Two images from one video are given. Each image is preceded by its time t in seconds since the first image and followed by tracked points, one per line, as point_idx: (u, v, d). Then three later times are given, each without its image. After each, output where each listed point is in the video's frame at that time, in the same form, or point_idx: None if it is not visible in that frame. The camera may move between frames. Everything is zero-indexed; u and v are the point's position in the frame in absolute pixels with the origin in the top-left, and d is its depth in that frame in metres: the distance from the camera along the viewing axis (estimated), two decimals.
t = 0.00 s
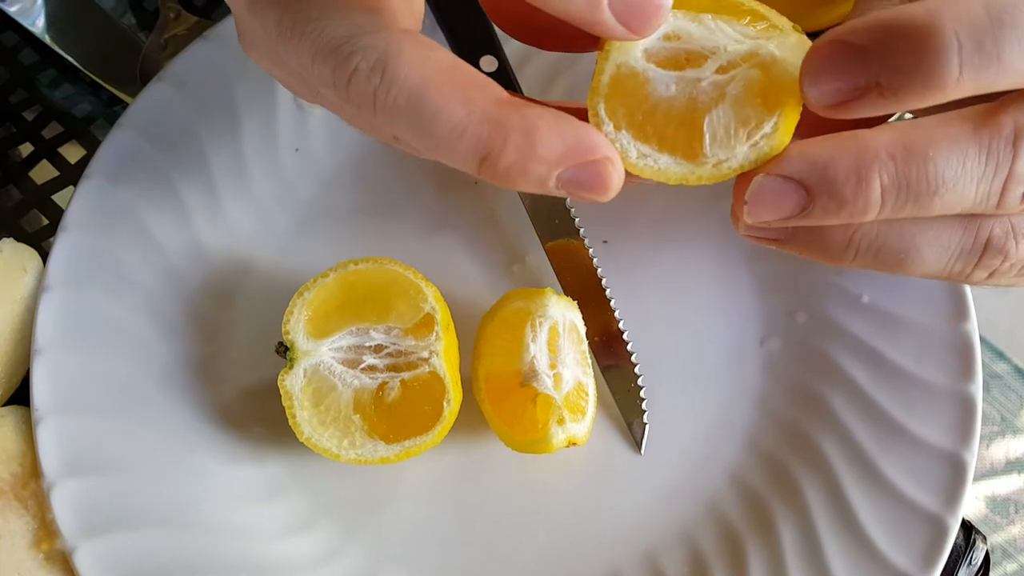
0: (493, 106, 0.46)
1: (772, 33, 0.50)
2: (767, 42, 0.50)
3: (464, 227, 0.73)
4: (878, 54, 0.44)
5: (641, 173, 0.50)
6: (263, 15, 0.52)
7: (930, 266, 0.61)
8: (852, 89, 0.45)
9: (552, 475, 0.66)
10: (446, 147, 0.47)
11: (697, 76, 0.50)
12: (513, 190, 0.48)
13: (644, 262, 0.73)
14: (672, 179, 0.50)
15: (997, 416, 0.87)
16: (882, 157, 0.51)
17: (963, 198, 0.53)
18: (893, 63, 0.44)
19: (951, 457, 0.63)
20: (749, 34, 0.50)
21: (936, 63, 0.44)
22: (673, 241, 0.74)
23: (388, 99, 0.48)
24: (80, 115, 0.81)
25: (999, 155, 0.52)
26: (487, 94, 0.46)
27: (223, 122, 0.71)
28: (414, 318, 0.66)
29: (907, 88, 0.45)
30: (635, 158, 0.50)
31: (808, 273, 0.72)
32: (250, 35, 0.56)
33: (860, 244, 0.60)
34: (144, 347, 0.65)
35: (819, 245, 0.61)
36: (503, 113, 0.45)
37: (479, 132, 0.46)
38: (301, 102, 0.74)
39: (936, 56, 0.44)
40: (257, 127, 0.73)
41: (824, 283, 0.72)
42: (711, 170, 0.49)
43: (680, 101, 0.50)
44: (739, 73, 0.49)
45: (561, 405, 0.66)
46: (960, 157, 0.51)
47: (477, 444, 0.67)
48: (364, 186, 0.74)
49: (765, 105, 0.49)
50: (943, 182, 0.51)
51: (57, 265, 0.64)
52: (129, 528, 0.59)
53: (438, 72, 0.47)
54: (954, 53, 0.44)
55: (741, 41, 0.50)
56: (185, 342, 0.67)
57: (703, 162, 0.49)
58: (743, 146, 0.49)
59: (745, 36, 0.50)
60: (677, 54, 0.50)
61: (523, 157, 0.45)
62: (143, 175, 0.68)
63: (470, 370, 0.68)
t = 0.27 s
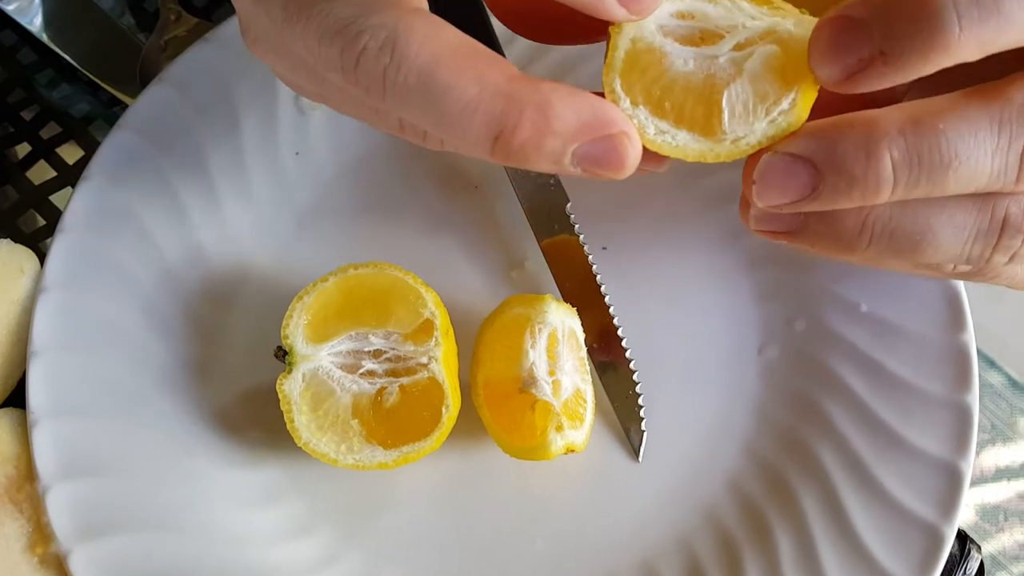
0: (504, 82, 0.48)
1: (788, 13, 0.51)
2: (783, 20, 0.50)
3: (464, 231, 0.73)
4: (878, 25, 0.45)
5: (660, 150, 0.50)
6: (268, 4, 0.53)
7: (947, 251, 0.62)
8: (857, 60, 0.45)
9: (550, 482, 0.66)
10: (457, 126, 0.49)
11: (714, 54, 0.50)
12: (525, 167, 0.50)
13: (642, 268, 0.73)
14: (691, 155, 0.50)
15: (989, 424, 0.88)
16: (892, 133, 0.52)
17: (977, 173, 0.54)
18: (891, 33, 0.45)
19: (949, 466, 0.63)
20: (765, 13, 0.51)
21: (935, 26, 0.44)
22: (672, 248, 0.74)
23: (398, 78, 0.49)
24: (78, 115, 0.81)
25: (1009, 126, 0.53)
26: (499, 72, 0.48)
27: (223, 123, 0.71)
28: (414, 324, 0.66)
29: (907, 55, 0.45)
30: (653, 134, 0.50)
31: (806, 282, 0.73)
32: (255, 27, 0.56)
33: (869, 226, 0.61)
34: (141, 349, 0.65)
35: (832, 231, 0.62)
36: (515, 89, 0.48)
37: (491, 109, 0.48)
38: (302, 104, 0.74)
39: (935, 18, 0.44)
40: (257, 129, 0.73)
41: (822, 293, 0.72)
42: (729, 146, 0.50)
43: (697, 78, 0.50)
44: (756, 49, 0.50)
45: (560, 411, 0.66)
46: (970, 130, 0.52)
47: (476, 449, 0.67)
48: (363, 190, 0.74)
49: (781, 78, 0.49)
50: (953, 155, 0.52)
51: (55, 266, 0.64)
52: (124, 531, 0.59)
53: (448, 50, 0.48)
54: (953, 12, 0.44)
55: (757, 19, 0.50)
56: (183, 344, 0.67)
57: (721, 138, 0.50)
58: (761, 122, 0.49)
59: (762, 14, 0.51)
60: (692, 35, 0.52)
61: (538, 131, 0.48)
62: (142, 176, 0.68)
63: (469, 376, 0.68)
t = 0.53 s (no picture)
0: (517, 82, 0.48)
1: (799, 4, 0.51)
2: (795, 12, 0.50)
3: (461, 231, 0.73)
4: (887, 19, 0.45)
5: (672, 144, 0.51)
6: (276, 15, 0.53)
7: (943, 250, 0.62)
8: (869, 51, 0.45)
9: (547, 484, 0.66)
10: (473, 129, 0.49)
11: (725, 46, 0.51)
12: (542, 167, 0.51)
13: (640, 269, 0.73)
14: (703, 149, 0.51)
15: (982, 424, 0.89)
16: (895, 134, 0.52)
17: (982, 175, 0.53)
18: (902, 24, 0.45)
19: (946, 469, 0.63)
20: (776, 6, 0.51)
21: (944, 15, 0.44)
22: (670, 249, 0.74)
23: (409, 82, 0.49)
24: (74, 114, 0.80)
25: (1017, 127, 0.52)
26: (509, 72, 0.48)
27: (220, 123, 0.71)
28: (412, 326, 0.66)
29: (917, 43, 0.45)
30: (665, 129, 0.50)
31: (804, 284, 0.73)
32: (265, 39, 0.57)
33: (867, 226, 0.61)
34: (137, 350, 0.65)
35: (829, 232, 0.62)
36: (528, 89, 0.48)
37: (506, 109, 0.48)
38: (299, 105, 0.74)
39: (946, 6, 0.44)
40: (255, 129, 0.72)
41: (820, 295, 0.72)
42: (743, 139, 0.50)
43: (707, 71, 0.50)
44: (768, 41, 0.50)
45: (558, 414, 0.66)
46: (977, 132, 0.52)
47: (473, 451, 0.67)
48: (361, 190, 0.73)
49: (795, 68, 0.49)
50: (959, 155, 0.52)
51: (51, 266, 0.64)
52: (119, 534, 0.59)
53: (459, 52, 0.48)
54: None
55: (769, 12, 0.51)
56: (179, 345, 0.67)
57: (734, 131, 0.50)
58: (775, 113, 0.50)
59: (773, 7, 0.51)
60: (702, 26, 0.52)
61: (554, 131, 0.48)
62: (138, 176, 0.68)
63: (467, 378, 0.68)
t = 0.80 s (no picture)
0: (528, 87, 0.47)
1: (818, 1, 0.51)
2: (814, 9, 0.50)
3: (460, 231, 0.73)
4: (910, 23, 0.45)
5: (684, 141, 0.50)
6: (282, 28, 0.53)
7: (935, 262, 0.62)
8: (889, 58, 0.45)
9: (547, 485, 0.66)
10: (484, 136, 0.48)
11: (742, 42, 0.50)
12: (560, 170, 0.49)
13: (640, 270, 0.73)
14: (714, 148, 0.50)
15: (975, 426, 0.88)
16: (904, 150, 0.52)
17: (987, 201, 0.53)
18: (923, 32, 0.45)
19: (947, 470, 0.63)
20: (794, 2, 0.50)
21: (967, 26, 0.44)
22: (671, 249, 0.73)
23: (419, 95, 0.48)
24: (68, 112, 0.79)
25: None
26: (518, 77, 0.47)
27: (217, 121, 0.71)
28: (411, 326, 0.65)
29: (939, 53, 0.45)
30: (676, 126, 0.50)
31: (805, 285, 0.72)
32: (272, 47, 0.55)
33: (863, 234, 0.61)
34: (133, 350, 0.64)
35: (825, 235, 0.62)
36: (540, 94, 0.46)
37: (517, 117, 0.47)
38: (297, 103, 0.73)
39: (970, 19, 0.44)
40: (252, 127, 0.72)
41: (821, 296, 0.72)
42: (755, 139, 0.50)
43: (723, 69, 0.50)
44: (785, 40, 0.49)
45: (559, 416, 0.65)
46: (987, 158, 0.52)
47: (473, 453, 0.66)
48: (358, 190, 0.73)
49: (812, 70, 0.49)
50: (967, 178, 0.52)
51: (45, 266, 0.63)
52: (115, 537, 0.58)
53: (467, 61, 0.47)
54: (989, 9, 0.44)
55: (787, 10, 0.50)
56: (175, 346, 0.66)
57: (747, 130, 0.50)
58: (788, 114, 0.49)
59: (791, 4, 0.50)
60: (717, 20, 0.52)
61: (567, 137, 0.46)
62: (134, 175, 0.67)
63: (466, 379, 0.67)
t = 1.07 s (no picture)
0: None
1: None
2: None
3: (461, 242, 0.72)
4: None
5: (715, 41, 0.50)
6: None
7: (954, 189, 0.59)
8: None
9: (549, 498, 0.65)
10: (503, 53, 0.48)
11: None
12: (589, 81, 0.49)
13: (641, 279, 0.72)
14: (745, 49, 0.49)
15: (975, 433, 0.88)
16: (944, 70, 0.52)
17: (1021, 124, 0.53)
18: None
19: (952, 482, 0.63)
20: None
21: None
22: (673, 259, 0.73)
23: (426, 15, 0.48)
24: (67, 121, 0.79)
25: None
26: None
27: (217, 129, 0.70)
28: (413, 337, 0.65)
29: None
30: (707, 22, 0.49)
31: (807, 296, 0.72)
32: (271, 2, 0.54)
33: (883, 151, 0.60)
34: (132, 361, 0.63)
35: (843, 139, 0.61)
36: None
37: (535, 28, 0.47)
38: (297, 112, 0.72)
39: None
40: (252, 136, 0.71)
41: (823, 305, 0.71)
42: (789, 42, 0.49)
43: None
44: None
45: (561, 428, 0.65)
46: None
47: (474, 464, 0.66)
48: (359, 200, 0.73)
49: None
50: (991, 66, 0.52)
51: (45, 276, 0.62)
52: (113, 551, 0.58)
53: None
54: None
55: None
56: (174, 357, 0.65)
57: (782, 32, 0.49)
58: (827, 17, 0.48)
59: None
60: None
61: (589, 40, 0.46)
62: (134, 184, 0.66)
63: (467, 390, 0.67)
